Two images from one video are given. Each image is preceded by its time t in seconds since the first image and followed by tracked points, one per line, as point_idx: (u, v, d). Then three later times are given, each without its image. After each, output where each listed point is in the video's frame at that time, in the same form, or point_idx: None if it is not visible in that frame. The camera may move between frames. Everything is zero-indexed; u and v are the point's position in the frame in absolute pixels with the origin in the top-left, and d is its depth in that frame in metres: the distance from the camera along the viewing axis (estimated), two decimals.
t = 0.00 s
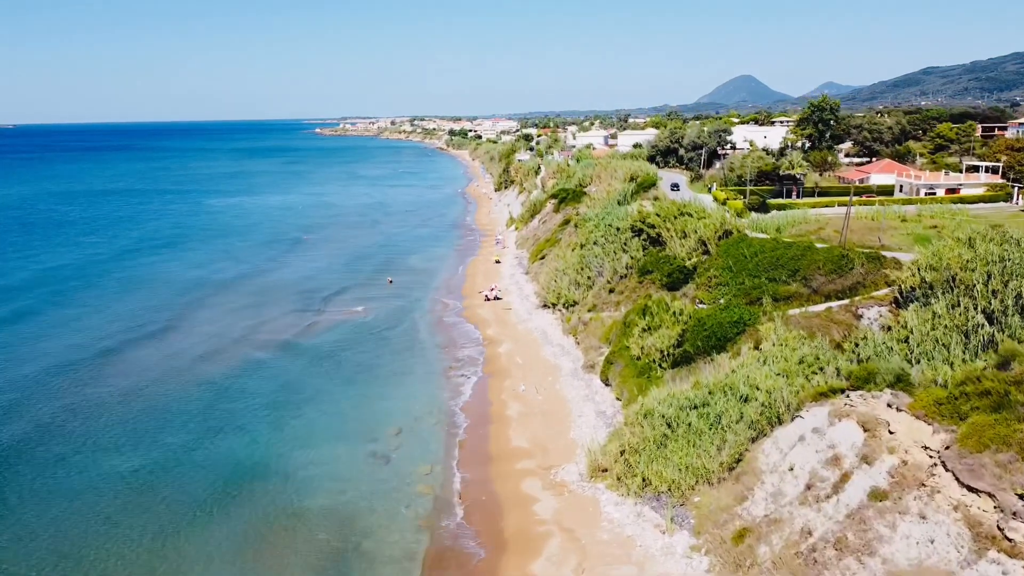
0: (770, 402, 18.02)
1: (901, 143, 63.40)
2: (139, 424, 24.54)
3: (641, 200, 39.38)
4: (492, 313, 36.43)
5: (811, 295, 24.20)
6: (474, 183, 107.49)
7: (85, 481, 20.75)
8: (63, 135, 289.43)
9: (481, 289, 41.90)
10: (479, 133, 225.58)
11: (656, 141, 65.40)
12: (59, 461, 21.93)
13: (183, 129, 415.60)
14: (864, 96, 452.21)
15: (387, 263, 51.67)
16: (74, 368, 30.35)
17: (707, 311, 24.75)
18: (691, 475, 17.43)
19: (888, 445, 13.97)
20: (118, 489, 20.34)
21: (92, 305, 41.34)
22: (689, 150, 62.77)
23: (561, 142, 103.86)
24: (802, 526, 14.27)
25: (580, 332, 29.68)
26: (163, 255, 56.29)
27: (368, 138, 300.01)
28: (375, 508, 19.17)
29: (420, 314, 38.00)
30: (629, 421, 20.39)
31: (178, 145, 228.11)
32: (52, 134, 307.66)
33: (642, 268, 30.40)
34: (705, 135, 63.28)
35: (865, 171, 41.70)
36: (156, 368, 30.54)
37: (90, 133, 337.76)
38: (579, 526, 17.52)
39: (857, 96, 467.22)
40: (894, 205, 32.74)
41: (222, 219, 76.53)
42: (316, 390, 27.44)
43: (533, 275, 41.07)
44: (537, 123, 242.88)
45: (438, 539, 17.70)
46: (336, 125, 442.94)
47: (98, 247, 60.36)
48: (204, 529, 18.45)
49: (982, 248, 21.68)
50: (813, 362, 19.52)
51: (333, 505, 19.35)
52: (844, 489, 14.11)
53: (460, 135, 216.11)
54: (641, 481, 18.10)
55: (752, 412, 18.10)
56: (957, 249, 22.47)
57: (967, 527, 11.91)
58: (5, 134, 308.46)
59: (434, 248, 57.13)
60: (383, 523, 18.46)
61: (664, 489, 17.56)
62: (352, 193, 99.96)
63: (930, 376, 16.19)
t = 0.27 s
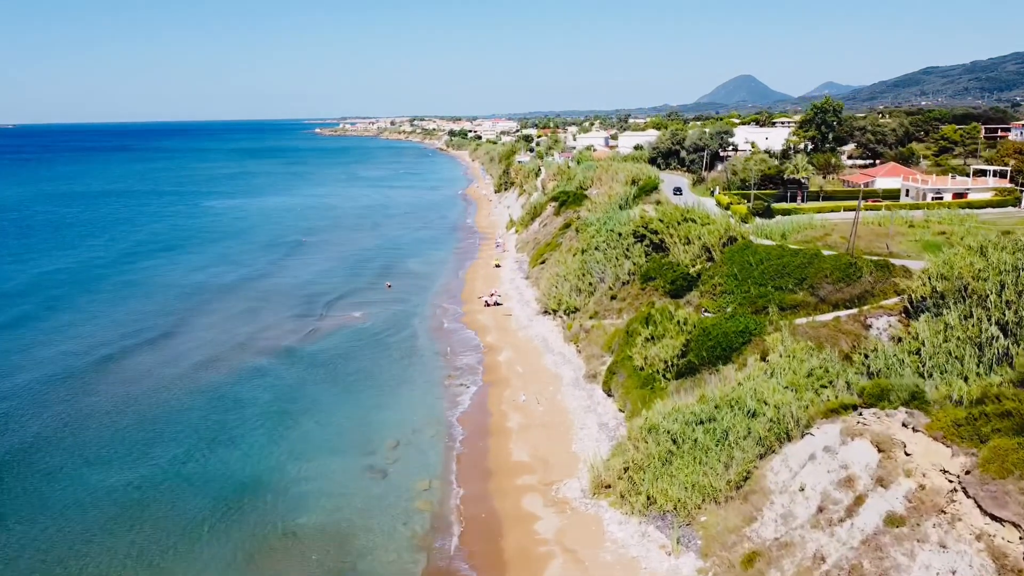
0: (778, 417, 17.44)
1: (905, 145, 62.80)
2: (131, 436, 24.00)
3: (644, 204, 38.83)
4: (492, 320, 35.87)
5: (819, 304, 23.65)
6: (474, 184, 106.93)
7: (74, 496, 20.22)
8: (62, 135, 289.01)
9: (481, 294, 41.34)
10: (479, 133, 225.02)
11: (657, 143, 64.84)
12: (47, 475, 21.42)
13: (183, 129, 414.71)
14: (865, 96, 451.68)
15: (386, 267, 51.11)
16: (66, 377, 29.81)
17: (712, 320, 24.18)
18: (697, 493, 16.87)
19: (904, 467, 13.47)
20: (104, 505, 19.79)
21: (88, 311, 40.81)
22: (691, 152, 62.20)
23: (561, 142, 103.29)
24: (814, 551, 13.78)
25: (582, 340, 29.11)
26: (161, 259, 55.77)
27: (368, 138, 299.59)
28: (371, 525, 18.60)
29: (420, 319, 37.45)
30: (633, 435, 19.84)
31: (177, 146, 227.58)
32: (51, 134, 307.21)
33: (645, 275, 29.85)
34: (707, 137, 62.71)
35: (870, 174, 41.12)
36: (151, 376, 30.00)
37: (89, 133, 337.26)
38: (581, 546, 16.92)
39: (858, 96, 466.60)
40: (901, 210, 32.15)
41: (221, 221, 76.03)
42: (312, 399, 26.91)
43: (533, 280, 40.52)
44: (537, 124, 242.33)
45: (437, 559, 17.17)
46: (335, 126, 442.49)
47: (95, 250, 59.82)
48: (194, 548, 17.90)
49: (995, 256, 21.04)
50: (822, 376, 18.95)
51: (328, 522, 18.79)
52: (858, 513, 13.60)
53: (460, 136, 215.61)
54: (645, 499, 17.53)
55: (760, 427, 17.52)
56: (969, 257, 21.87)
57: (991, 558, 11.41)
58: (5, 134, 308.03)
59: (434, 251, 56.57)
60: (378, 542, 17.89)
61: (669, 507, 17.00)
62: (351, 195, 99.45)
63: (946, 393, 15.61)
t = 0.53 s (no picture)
0: (788, 434, 16.86)
1: (908, 148, 62.30)
2: (123, 448, 23.45)
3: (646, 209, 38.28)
4: (492, 327, 35.30)
5: (826, 314, 23.09)
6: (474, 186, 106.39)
7: (62, 513, 19.66)
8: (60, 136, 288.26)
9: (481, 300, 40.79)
10: (478, 134, 224.53)
11: (658, 146, 64.29)
12: (36, 490, 20.86)
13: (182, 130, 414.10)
14: (865, 96, 451.23)
15: (385, 271, 50.55)
16: (59, 385, 29.26)
17: (717, 330, 23.60)
18: (704, 513, 16.29)
19: (922, 492, 13.00)
20: (92, 523, 19.22)
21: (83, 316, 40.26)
22: (692, 155, 61.64)
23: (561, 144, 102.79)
24: None
25: (583, 349, 28.54)
26: (158, 263, 55.20)
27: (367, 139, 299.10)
28: (367, 544, 18.03)
29: (419, 326, 36.87)
30: (637, 451, 19.28)
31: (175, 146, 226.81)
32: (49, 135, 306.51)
33: (647, 282, 29.28)
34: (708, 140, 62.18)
35: (875, 178, 40.55)
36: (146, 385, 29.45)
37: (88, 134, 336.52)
38: (584, 569, 16.37)
39: (858, 96, 466.23)
40: (908, 215, 31.57)
41: (219, 224, 75.45)
42: (309, 410, 26.34)
43: (534, 285, 39.97)
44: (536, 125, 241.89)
45: None
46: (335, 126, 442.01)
47: (92, 254, 59.23)
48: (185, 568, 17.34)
49: (1008, 265, 20.47)
50: (832, 391, 18.41)
51: (322, 541, 18.22)
52: (874, 539, 13.13)
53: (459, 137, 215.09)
54: (651, 518, 16.96)
55: (769, 445, 16.95)
56: (981, 266, 21.30)
57: None
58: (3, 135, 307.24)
59: (433, 255, 56.01)
60: (374, 562, 17.32)
61: (676, 528, 16.43)
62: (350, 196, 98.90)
63: (962, 411, 15.06)
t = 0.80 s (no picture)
0: (797, 452, 16.33)
1: (911, 150, 61.80)
2: (115, 461, 22.93)
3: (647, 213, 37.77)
4: (492, 333, 34.76)
5: (833, 324, 22.54)
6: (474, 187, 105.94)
7: (51, 531, 19.15)
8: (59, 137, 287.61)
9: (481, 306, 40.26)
10: (477, 134, 224.14)
11: (659, 148, 63.80)
12: (25, 506, 20.34)
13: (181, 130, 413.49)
14: (865, 96, 450.92)
15: (384, 275, 50.03)
16: (52, 395, 28.73)
17: (722, 340, 23.06)
18: (711, 534, 15.74)
19: (941, 519, 12.57)
20: (81, 542, 18.68)
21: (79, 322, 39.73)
22: (693, 157, 61.15)
23: (561, 146, 102.31)
24: None
25: (585, 357, 27.99)
26: (156, 267, 54.69)
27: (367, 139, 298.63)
28: (362, 563, 17.49)
29: (418, 332, 36.33)
30: (641, 467, 18.73)
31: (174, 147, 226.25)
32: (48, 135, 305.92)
33: (650, 289, 28.76)
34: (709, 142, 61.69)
35: (880, 182, 40.04)
36: (141, 394, 28.91)
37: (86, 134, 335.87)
38: None
39: (858, 97, 465.85)
40: (915, 221, 31.03)
41: (217, 227, 74.95)
42: (305, 420, 25.81)
43: (534, 291, 39.45)
44: (536, 125, 241.49)
45: None
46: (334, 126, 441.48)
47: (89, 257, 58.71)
48: None
49: (1021, 275, 19.92)
50: (841, 406, 17.92)
51: (317, 560, 17.69)
52: (890, 567, 12.66)
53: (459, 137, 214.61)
54: (656, 539, 16.41)
55: (778, 462, 16.41)
56: (993, 275, 20.77)
57: None
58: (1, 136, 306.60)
59: (432, 258, 55.50)
60: None
61: (681, 549, 15.88)
62: (350, 198, 98.42)
63: (979, 430, 14.54)
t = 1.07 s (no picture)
0: (807, 470, 15.76)
1: (913, 152, 61.24)
2: (106, 475, 22.37)
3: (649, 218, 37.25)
4: (492, 340, 34.19)
5: (842, 333, 21.98)
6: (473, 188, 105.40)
7: (38, 551, 18.61)
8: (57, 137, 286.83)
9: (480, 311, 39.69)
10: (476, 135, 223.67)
11: (659, 150, 63.27)
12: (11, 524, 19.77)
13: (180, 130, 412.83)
14: (864, 96, 450.54)
15: (383, 279, 49.47)
16: (45, 405, 28.17)
17: (727, 351, 22.50)
18: (719, 556, 15.15)
19: (963, 548, 12.25)
20: (69, 561, 18.16)
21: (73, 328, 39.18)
22: (694, 159, 60.60)
23: (560, 147, 101.79)
24: None
25: (586, 366, 27.43)
26: (152, 270, 54.11)
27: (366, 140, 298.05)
28: None
29: (416, 338, 35.76)
30: (646, 484, 18.15)
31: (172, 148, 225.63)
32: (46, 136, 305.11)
33: (653, 297, 28.25)
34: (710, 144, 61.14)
35: (885, 185, 39.50)
36: (135, 403, 28.34)
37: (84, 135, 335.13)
38: None
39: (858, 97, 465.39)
40: (922, 226, 30.50)
41: (215, 229, 74.37)
42: (301, 431, 25.23)
43: (534, 296, 38.91)
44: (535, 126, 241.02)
45: None
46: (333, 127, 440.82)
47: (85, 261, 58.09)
48: None
49: None
50: (852, 421, 17.40)
51: None
52: None
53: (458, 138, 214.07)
54: (661, 560, 15.85)
55: (788, 481, 15.84)
56: (1006, 284, 20.23)
57: None
58: None
59: (431, 261, 54.96)
60: None
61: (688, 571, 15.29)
62: (348, 200, 97.88)
63: (997, 450, 14.04)
